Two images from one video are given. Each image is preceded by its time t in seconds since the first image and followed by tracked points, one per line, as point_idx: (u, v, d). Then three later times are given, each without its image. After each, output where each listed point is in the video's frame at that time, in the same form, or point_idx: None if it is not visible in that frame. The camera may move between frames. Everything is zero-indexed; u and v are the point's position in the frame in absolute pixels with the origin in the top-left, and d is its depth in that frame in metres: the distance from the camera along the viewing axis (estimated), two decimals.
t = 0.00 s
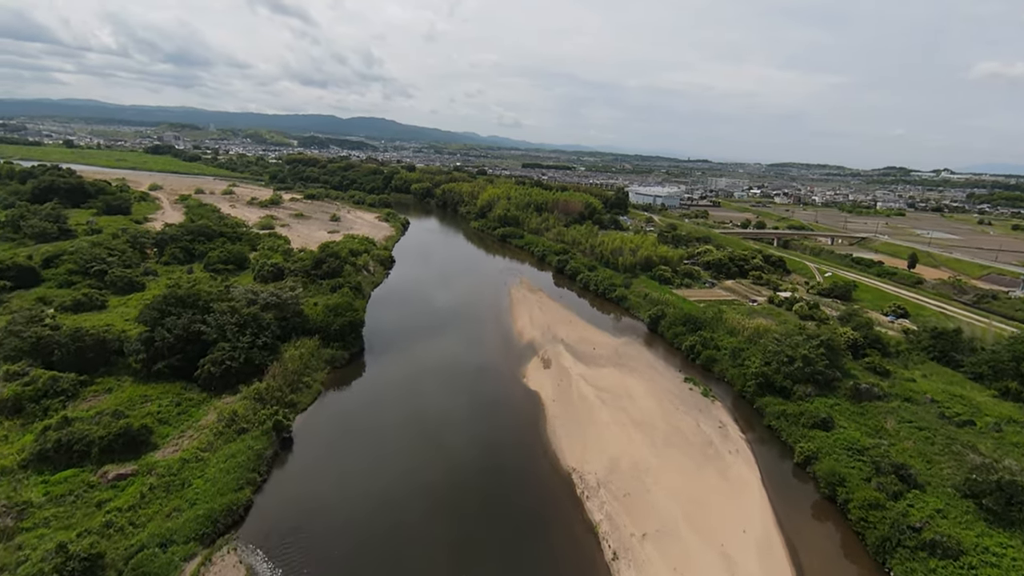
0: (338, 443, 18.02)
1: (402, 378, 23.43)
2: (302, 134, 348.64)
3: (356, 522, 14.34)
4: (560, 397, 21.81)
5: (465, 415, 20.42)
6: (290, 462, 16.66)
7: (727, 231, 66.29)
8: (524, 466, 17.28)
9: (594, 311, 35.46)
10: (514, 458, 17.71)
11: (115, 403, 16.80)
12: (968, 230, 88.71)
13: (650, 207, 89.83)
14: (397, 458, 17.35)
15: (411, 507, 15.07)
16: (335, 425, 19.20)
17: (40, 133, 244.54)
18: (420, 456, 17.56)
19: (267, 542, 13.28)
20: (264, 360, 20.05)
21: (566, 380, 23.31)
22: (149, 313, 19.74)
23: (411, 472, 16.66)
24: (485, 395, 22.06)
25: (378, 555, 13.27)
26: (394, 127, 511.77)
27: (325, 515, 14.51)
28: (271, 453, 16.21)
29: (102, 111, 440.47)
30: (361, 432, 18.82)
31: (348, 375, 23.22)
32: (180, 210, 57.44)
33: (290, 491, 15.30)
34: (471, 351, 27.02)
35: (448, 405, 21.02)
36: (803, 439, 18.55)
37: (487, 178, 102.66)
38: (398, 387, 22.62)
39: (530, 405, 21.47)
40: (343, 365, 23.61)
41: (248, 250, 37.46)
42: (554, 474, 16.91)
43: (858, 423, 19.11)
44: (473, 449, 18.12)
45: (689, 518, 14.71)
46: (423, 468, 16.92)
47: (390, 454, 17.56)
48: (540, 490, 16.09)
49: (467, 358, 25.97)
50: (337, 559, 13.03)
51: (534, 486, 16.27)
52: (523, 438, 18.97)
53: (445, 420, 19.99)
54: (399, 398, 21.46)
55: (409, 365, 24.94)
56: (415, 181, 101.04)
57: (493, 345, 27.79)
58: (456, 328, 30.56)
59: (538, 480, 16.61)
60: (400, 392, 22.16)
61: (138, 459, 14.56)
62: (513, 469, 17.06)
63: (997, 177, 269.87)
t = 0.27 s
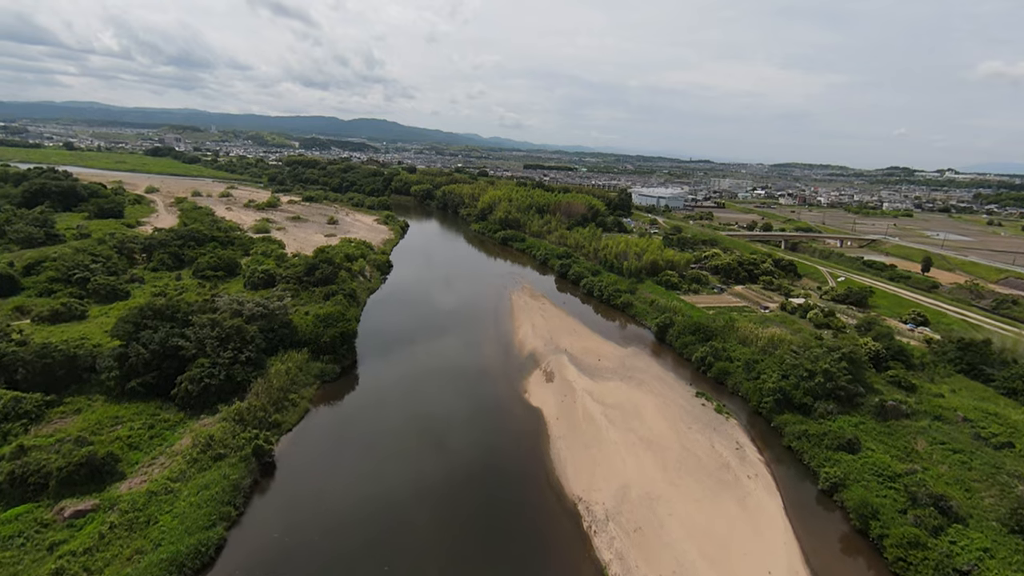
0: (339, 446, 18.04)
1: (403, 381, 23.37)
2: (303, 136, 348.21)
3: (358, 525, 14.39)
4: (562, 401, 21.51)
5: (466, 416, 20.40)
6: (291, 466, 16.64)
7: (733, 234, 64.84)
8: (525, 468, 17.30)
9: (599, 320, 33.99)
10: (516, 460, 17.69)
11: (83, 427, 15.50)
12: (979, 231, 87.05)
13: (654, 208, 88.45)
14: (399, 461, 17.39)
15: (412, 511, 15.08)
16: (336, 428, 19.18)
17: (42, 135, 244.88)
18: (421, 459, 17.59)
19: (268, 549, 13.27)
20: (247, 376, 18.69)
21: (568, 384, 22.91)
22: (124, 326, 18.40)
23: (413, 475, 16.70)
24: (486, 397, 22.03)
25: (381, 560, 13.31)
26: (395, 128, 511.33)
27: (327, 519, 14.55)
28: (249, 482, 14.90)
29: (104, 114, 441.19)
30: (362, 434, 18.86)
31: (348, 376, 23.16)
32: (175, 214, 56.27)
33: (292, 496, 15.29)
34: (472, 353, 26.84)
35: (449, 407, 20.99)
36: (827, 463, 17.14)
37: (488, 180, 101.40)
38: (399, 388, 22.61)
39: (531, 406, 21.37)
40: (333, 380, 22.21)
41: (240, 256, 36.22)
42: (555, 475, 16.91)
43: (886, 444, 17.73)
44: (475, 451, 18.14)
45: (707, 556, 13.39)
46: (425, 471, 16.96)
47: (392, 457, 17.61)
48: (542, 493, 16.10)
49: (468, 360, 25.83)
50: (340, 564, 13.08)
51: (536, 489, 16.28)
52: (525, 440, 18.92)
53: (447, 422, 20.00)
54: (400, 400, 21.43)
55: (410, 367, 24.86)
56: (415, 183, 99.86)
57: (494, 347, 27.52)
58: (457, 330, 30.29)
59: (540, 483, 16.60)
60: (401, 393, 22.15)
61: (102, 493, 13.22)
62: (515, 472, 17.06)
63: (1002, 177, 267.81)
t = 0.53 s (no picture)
0: (341, 451, 18.01)
1: (405, 385, 23.29)
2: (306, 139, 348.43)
3: (361, 529, 14.35)
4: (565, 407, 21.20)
5: (468, 420, 20.33)
6: (293, 471, 16.59)
7: (740, 238, 63.39)
8: (528, 471, 17.21)
9: (606, 330, 32.48)
10: (519, 464, 17.60)
11: (44, 456, 14.14)
12: (991, 235, 85.29)
13: (658, 212, 87.12)
14: (401, 465, 17.37)
15: (415, 515, 15.00)
16: (338, 433, 19.14)
17: (43, 139, 244.85)
18: (424, 463, 17.52)
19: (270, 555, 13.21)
20: (228, 396, 17.37)
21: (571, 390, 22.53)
22: (95, 343, 16.98)
23: (416, 479, 16.65)
24: (489, 400, 21.95)
25: (384, 563, 13.25)
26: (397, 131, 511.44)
27: (330, 522, 14.52)
28: (223, 521, 13.55)
29: (108, 118, 442.74)
30: (365, 439, 18.83)
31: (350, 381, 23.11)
32: (169, 218, 55.14)
33: (294, 501, 15.23)
34: (475, 358, 26.65)
35: (451, 411, 20.92)
36: (858, 494, 15.68)
37: (489, 183, 100.18)
38: (401, 392, 22.56)
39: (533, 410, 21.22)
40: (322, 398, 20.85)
41: (232, 263, 34.98)
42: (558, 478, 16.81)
43: (921, 472, 16.29)
44: (478, 454, 18.09)
45: None
46: (427, 475, 16.90)
47: (394, 460, 17.57)
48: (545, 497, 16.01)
49: (470, 365, 25.67)
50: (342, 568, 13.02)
51: (539, 492, 16.19)
52: (528, 445, 18.78)
53: (449, 425, 19.97)
54: (402, 403, 21.36)
55: (412, 372, 24.76)
56: (416, 187, 98.71)
57: (496, 352, 27.29)
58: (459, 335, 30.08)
59: (543, 486, 16.50)
60: (403, 397, 22.10)
61: (56, 535, 11.86)
62: (518, 475, 16.98)
63: (1008, 179, 265.71)
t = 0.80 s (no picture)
0: (345, 455, 18.12)
1: (408, 389, 23.34)
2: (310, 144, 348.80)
3: (364, 533, 14.44)
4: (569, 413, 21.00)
5: (471, 424, 20.38)
6: (296, 476, 16.66)
7: (750, 243, 61.76)
8: (530, 475, 17.21)
9: (616, 342, 30.92)
10: (521, 469, 17.57)
11: None
12: (1007, 239, 83.24)
13: (664, 216, 85.66)
14: (405, 467, 17.55)
15: (417, 520, 15.08)
16: (341, 437, 19.21)
17: (50, 143, 246.16)
18: (426, 467, 17.59)
19: (273, 560, 13.31)
20: (208, 419, 16.07)
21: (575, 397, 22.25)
22: (65, 361, 15.66)
23: (419, 483, 16.73)
24: (492, 404, 21.99)
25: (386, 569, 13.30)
26: (402, 136, 511.86)
27: (333, 527, 14.62)
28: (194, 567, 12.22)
29: (115, 123, 445.66)
30: (368, 442, 18.93)
31: (354, 386, 23.20)
32: (167, 223, 54.23)
33: (297, 507, 15.30)
34: (479, 363, 26.58)
35: (454, 416, 20.97)
36: (898, 532, 14.20)
37: (493, 187, 99.01)
38: (404, 396, 22.63)
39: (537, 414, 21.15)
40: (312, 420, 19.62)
41: (226, 271, 33.87)
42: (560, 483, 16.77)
43: (966, 506, 14.81)
44: (481, 458, 18.14)
45: None
46: (430, 479, 16.98)
47: (397, 464, 17.66)
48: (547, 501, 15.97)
49: (473, 369, 25.63)
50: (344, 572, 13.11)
51: (542, 497, 16.16)
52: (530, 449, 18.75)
53: (452, 428, 20.09)
54: (406, 407, 21.45)
55: (416, 377, 24.80)
56: (419, 191, 97.68)
57: (500, 357, 27.13)
58: (462, 339, 30.09)
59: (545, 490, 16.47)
60: (406, 401, 22.19)
61: None
62: (520, 480, 16.97)
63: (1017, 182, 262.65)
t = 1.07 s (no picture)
0: (350, 455, 18.06)
1: (414, 391, 23.25)
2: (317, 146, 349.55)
3: (369, 534, 14.37)
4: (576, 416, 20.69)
5: (477, 425, 20.26)
6: (301, 478, 16.61)
7: (763, 248, 60.03)
8: (537, 478, 17.04)
9: (627, 354, 29.40)
10: (527, 471, 17.38)
11: None
12: None
13: (673, 219, 84.03)
14: (409, 467, 17.50)
15: (422, 521, 14.99)
16: (346, 437, 19.16)
17: (61, 145, 248.69)
18: (431, 468, 17.50)
19: (278, 560, 13.25)
20: (187, 443, 14.81)
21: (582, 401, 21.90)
22: (32, 380, 14.39)
23: (423, 484, 16.66)
24: (498, 406, 21.84)
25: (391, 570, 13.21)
26: (409, 138, 513.33)
27: (338, 528, 14.58)
28: None
29: (125, 125, 449.59)
30: (373, 443, 18.88)
31: (359, 388, 23.10)
32: (168, 226, 53.43)
33: (301, 508, 15.24)
34: (484, 365, 26.43)
35: (459, 417, 20.86)
36: None
37: (499, 190, 97.81)
38: (409, 398, 22.56)
39: (543, 416, 20.93)
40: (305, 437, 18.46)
41: (222, 277, 32.80)
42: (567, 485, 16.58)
43: None
44: (487, 459, 18.02)
45: None
46: (436, 480, 16.89)
47: (403, 464, 17.58)
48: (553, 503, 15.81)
49: (479, 371, 25.45)
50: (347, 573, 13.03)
51: (549, 499, 15.99)
52: (536, 451, 18.54)
53: (457, 429, 19.99)
54: (411, 408, 21.37)
55: (421, 379, 24.66)
56: (424, 193, 96.67)
57: (506, 360, 26.87)
58: (468, 341, 29.92)
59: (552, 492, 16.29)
60: (411, 402, 22.12)
61: None
62: (526, 481, 16.81)
63: None
